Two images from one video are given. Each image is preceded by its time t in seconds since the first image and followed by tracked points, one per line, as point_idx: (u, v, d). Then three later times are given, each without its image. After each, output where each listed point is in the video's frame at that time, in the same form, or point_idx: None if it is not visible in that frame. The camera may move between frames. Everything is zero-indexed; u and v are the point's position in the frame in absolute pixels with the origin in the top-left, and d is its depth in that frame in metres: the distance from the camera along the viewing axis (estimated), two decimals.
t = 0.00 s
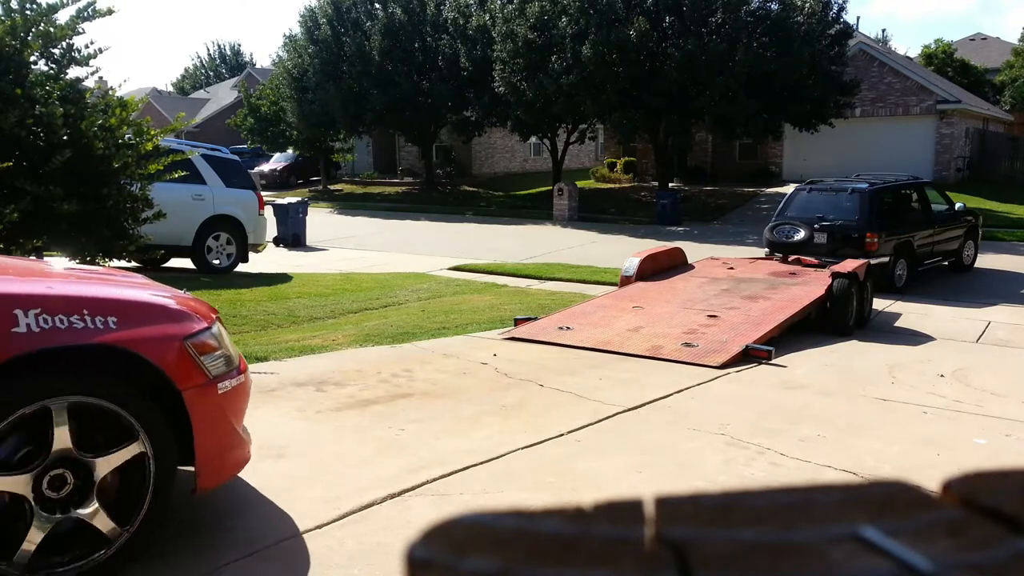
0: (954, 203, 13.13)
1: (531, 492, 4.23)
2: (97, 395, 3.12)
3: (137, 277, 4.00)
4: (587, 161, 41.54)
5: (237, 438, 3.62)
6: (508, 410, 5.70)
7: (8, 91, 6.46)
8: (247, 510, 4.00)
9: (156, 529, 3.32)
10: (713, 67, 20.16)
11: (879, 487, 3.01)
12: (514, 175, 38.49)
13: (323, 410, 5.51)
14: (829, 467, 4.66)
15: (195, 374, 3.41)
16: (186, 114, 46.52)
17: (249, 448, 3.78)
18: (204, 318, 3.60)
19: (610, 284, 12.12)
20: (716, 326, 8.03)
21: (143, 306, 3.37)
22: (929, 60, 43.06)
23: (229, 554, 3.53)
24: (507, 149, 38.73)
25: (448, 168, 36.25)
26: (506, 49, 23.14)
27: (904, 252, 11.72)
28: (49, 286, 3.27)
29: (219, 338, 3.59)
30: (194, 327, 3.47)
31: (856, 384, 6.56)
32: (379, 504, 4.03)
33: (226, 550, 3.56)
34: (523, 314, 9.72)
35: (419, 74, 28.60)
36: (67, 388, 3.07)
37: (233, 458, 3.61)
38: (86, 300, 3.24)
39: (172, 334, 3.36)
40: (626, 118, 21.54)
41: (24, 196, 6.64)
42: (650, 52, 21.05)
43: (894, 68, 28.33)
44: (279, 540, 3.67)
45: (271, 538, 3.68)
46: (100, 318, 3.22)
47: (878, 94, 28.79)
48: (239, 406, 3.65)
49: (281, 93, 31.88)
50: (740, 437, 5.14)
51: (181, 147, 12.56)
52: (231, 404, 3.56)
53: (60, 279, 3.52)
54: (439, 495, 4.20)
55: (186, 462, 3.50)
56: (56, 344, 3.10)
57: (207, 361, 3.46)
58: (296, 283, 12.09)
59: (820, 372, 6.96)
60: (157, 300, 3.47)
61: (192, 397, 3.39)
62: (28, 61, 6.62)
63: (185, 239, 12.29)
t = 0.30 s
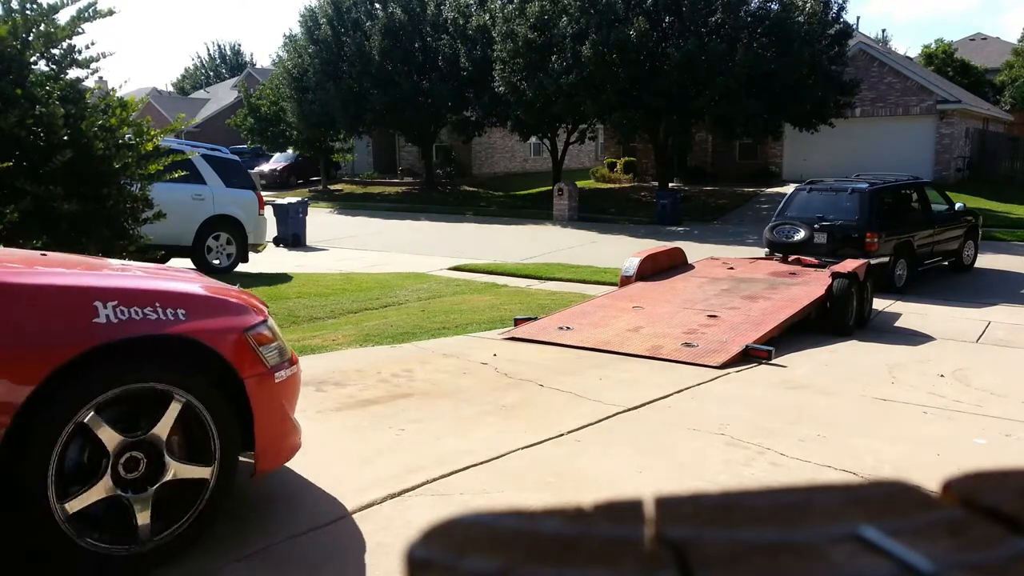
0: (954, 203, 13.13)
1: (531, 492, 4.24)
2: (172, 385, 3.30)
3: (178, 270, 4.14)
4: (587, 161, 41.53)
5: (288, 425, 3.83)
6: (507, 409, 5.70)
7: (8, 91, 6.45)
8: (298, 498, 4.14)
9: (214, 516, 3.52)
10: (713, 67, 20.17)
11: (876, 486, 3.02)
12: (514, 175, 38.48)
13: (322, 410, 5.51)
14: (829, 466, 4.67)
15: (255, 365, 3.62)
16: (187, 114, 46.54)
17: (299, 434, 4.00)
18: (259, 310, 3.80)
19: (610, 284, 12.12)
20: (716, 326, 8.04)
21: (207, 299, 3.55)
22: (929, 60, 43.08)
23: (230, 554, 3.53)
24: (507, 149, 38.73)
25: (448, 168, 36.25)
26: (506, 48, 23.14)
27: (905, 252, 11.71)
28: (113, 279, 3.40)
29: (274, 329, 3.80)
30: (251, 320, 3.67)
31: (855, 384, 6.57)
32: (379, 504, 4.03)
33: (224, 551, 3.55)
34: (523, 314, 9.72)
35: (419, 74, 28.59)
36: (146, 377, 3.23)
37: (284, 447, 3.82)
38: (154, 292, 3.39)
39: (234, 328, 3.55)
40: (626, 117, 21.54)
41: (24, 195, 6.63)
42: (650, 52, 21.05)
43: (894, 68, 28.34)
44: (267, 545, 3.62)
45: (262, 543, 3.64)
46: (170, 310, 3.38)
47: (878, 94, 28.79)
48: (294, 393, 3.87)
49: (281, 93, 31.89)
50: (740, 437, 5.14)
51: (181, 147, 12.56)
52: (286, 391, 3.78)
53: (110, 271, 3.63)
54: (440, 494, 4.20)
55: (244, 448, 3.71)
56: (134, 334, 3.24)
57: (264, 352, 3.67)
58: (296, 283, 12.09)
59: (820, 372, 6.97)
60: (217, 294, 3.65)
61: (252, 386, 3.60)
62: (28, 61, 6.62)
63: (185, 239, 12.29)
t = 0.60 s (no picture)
0: (954, 203, 13.14)
1: (531, 493, 4.24)
2: (237, 373, 3.58)
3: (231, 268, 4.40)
4: (587, 161, 41.54)
5: (338, 413, 4.09)
6: (507, 409, 5.70)
7: (8, 91, 6.44)
8: (333, 489, 4.29)
9: (265, 503, 3.77)
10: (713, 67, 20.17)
11: (878, 485, 2.77)
12: (514, 175, 38.47)
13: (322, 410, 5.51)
14: (828, 466, 4.67)
15: (310, 355, 3.88)
16: (187, 114, 46.56)
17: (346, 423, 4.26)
18: (311, 305, 4.07)
19: (610, 284, 12.12)
20: (716, 326, 8.04)
21: (265, 294, 3.82)
22: (928, 60, 43.12)
23: (241, 551, 3.61)
24: (507, 149, 38.73)
25: (448, 168, 36.27)
26: (506, 48, 23.13)
27: (905, 252, 11.71)
28: (176, 274, 3.66)
29: (324, 322, 4.07)
30: (306, 313, 3.93)
31: (855, 384, 6.56)
32: (377, 504, 4.07)
33: (230, 549, 3.60)
34: (523, 314, 9.73)
35: (419, 74, 28.59)
36: (214, 366, 3.50)
37: (335, 433, 4.08)
38: (216, 287, 3.66)
39: (290, 320, 3.82)
40: (626, 117, 21.54)
41: (24, 195, 6.63)
42: (650, 52, 21.06)
43: (894, 68, 28.35)
44: (259, 550, 3.62)
45: (258, 546, 3.65)
46: (232, 304, 3.65)
47: (878, 94, 28.81)
48: (342, 383, 4.13)
49: (281, 93, 31.90)
50: (740, 437, 5.14)
51: (181, 147, 12.56)
52: (337, 381, 4.05)
53: (168, 267, 3.88)
54: (439, 495, 4.21)
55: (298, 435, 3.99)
56: (202, 325, 3.51)
57: (318, 343, 3.94)
58: (296, 283, 12.09)
59: (819, 372, 6.96)
60: (273, 289, 3.92)
61: (306, 375, 3.86)
62: (28, 61, 6.62)
63: (185, 239, 12.29)
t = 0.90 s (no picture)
0: (954, 203, 13.14)
1: (531, 492, 4.26)
2: (300, 363, 3.85)
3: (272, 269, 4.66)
4: (587, 160, 41.53)
5: (383, 405, 4.36)
6: (508, 409, 5.70)
7: (8, 91, 6.45)
8: (365, 477, 4.49)
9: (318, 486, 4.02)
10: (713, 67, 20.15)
11: (878, 486, 2.75)
12: (514, 175, 38.43)
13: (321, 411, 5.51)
14: (827, 466, 4.67)
15: (360, 349, 4.17)
16: (187, 114, 46.56)
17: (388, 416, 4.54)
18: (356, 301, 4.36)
19: (610, 284, 12.13)
20: (716, 326, 8.04)
21: (319, 290, 4.10)
22: (929, 60, 43.14)
23: (241, 552, 3.63)
24: (507, 149, 38.71)
25: (448, 168, 36.30)
26: (506, 48, 23.11)
27: (905, 252, 11.71)
28: (238, 272, 3.93)
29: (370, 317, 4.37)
30: (358, 308, 4.22)
31: (856, 384, 6.56)
32: (375, 506, 4.10)
33: (224, 553, 3.63)
34: (523, 314, 9.73)
35: (419, 74, 28.57)
36: (281, 357, 3.78)
37: (380, 422, 4.35)
38: (277, 283, 3.94)
39: (343, 315, 4.11)
40: (626, 118, 21.55)
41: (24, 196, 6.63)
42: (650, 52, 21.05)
43: (894, 68, 28.35)
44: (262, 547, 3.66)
45: (262, 543, 3.71)
46: (292, 299, 3.92)
47: (878, 94, 28.81)
48: (387, 376, 4.42)
49: (281, 92, 31.90)
50: (740, 437, 5.14)
51: (181, 147, 12.56)
52: (383, 373, 4.34)
53: (225, 265, 4.14)
54: (439, 495, 4.22)
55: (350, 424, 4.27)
56: (267, 317, 3.77)
57: (366, 337, 4.22)
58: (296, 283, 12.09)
59: (820, 372, 6.96)
60: (325, 285, 4.21)
61: (357, 368, 4.15)
62: (28, 61, 6.62)
63: (185, 239, 12.29)
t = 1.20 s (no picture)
0: (954, 203, 13.15)
1: (531, 492, 4.25)
2: (358, 354, 4.06)
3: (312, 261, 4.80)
4: (587, 160, 41.51)
5: (426, 396, 4.55)
6: (508, 409, 5.70)
7: (8, 91, 6.45)
8: (404, 463, 4.65)
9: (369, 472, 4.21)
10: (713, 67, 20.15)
11: (878, 486, 2.75)
12: (514, 175, 38.42)
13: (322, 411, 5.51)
14: (827, 466, 4.67)
15: (408, 343, 4.37)
16: (187, 114, 46.60)
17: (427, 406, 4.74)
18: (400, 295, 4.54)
19: (610, 284, 12.13)
20: (717, 326, 8.04)
21: (370, 285, 4.29)
22: (928, 60, 43.14)
23: (235, 554, 3.62)
24: (507, 149, 38.71)
25: (448, 168, 36.35)
26: (506, 48, 23.12)
27: (905, 252, 11.71)
28: (297, 267, 4.09)
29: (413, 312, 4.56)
30: (406, 304, 4.42)
31: (855, 384, 6.57)
32: (383, 503, 4.11)
33: (226, 554, 3.62)
34: (523, 313, 9.73)
35: (419, 74, 28.57)
36: (343, 348, 3.98)
37: (422, 413, 4.54)
38: (334, 278, 4.12)
39: (394, 310, 4.30)
40: (626, 118, 21.55)
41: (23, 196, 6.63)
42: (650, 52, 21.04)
43: (894, 68, 28.36)
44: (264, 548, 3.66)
45: (263, 544, 3.70)
46: (349, 294, 4.11)
47: (878, 94, 28.80)
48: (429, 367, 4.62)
49: (281, 93, 31.90)
50: (740, 437, 5.14)
51: (181, 147, 12.57)
52: (427, 364, 4.54)
53: (278, 258, 4.29)
54: (439, 496, 4.22)
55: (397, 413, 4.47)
56: (329, 312, 3.95)
57: (414, 332, 4.42)
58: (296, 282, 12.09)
59: (820, 371, 6.97)
60: (374, 280, 4.39)
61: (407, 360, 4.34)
62: (29, 62, 6.62)
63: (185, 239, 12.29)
